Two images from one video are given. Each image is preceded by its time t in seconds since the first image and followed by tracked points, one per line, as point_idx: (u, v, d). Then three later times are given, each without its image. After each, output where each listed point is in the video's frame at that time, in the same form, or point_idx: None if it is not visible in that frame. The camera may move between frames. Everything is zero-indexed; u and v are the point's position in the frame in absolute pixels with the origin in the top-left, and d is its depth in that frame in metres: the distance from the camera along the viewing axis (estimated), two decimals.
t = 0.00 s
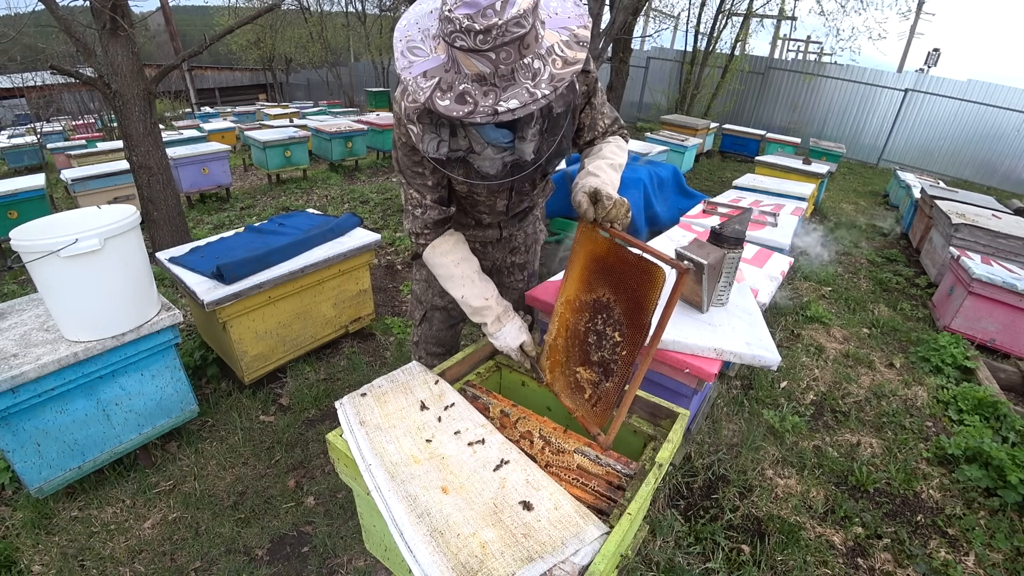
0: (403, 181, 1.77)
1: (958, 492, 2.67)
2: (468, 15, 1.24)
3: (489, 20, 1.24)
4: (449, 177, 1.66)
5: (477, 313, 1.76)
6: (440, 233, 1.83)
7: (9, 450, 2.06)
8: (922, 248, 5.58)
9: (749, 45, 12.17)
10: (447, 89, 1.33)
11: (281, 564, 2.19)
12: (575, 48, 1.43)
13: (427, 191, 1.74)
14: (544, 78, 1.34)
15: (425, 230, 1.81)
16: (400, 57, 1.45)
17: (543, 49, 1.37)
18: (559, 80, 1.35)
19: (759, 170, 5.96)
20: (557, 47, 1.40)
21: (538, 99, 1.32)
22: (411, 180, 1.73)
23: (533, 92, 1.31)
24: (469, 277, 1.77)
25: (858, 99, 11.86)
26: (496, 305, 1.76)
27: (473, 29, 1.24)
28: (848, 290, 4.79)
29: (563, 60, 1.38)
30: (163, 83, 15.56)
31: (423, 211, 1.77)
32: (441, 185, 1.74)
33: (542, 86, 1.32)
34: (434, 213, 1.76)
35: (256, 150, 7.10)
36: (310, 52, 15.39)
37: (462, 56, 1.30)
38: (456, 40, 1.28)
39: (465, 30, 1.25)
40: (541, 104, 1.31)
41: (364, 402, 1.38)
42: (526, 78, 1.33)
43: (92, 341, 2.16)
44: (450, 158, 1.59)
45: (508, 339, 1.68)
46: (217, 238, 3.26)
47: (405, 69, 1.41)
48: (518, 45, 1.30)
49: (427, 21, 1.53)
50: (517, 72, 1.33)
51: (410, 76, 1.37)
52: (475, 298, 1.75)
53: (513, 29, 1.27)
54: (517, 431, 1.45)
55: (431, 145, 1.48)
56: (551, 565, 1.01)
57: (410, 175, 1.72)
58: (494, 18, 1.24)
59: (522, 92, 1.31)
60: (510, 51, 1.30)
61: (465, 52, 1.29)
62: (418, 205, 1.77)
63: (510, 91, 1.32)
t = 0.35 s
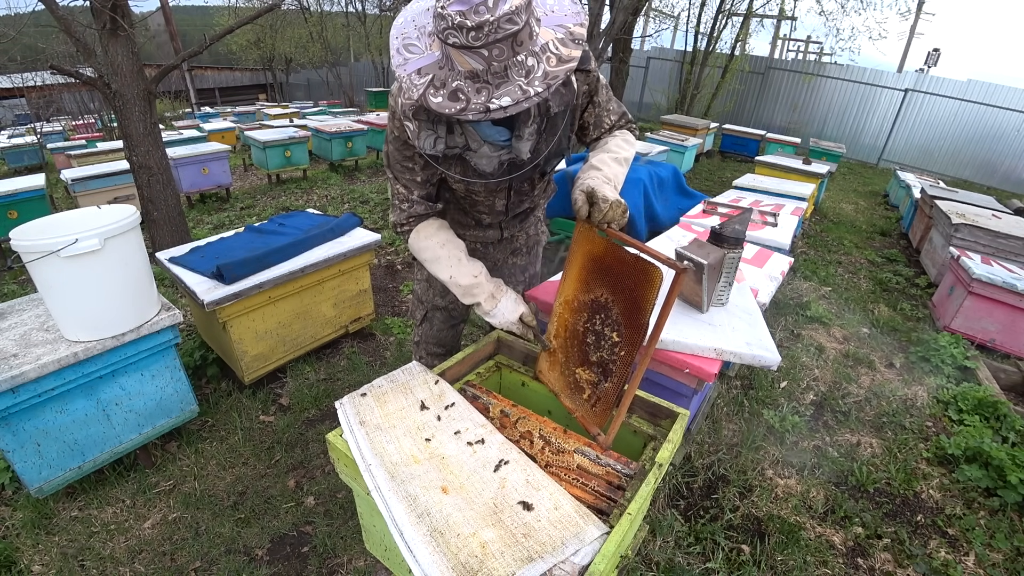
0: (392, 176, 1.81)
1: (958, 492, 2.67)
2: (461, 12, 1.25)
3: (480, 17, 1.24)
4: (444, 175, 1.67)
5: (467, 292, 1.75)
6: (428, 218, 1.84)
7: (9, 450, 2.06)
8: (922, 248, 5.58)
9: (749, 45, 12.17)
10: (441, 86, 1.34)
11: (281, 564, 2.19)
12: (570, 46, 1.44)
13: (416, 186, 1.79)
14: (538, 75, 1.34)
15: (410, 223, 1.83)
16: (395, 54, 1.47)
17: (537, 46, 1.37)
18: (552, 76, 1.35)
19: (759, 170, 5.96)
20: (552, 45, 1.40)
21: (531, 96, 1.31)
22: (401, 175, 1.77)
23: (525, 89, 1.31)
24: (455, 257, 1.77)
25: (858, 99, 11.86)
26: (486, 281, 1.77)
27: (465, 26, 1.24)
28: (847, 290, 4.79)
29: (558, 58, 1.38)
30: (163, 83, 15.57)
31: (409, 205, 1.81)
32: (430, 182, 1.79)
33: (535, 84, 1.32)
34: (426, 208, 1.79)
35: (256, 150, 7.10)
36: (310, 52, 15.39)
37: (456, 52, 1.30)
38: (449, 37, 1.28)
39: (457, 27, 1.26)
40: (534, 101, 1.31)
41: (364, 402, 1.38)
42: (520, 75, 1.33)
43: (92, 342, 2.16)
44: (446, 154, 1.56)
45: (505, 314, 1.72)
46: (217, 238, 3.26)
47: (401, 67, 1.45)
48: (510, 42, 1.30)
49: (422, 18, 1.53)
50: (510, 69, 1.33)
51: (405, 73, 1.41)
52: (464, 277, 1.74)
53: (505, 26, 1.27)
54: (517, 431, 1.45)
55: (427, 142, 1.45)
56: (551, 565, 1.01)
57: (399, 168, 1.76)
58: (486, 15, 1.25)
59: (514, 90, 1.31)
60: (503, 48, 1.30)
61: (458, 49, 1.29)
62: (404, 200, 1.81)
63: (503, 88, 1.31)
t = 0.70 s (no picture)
0: (385, 169, 1.80)
1: (958, 491, 2.67)
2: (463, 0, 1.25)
3: (483, 6, 1.25)
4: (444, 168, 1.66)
5: (451, 283, 1.80)
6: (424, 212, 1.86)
7: (9, 450, 2.06)
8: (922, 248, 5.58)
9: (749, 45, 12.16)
10: (442, 76, 1.34)
11: (281, 564, 2.19)
12: (572, 39, 1.43)
13: (409, 181, 1.80)
14: (540, 67, 1.34)
15: (399, 212, 1.84)
16: (397, 45, 1.45)
17: (539, 39, 1.37)
18: (554, 68, 1.35)
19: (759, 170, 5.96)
20: (554, 37, 1.40)
21: (532, 88, 1.31)
22: (394, 169, 1.77)
23: (527, 80, 1.31)
24: (441, 247, 1.81)
25: (858, 99, 11.86)
26: (470, 272, 1.82)
27: (467, 14, 1.25)
28: (847, 290, 4.79)
29: (560, 50, 1.38)
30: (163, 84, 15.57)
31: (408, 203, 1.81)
32: (423, 178, 1.80)
33: (536, 75, 1.32)
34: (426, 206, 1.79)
35: (256, 150, 7.10)
36: (310, 52, 15.38)
37: (457, 42, 1.30)
38: (451, 26, 1.28)
39: (459, 16, 1.26)
40: (535, 92, 1.31)
41: (364, 402, 1.38)
42: (521, 66, 1.33)
43: (92, 342, 2.16)
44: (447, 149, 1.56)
45: (487, 304, 1.80)
46: (217, 238, 3.26)
47: (402, 57, 1.42)
48: (513, 32, 1.30)
49: (426, 11, 1.52)
50: (512, 60, 1.33)
51: (407, 63, 1.39)
52: (448, 267, 1.78)
53: (507, 16, 1.27)
54: (517, 431, 1.45)
55: (428, 136, 1.44)
56: (551, 565, 1.01)
57: (394, 163, 1.75)
58: (488, 4, 1.25)
59: (516, 80, 1.31)
60: (505, 38, 1.30)
61: (460, 38, 1.29)
62: (396, 193, 1.83)
63: (505, 78, 1.31)
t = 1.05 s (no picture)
0: (389, 158, 1.83)
1: (958, 491, 2.67)
2: None
3: None
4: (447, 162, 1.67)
5: (441, 275, 1.77)
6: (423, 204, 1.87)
7: (9, 450, 2.06)
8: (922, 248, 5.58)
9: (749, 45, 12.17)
10: (445, 62, 1.34)
11: (281, 564, 2.19)
12: (577, 32, 1.43)
13: (410, 171, 1.82)
14: (543, 57, 1.33)
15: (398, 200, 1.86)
16: (405, 32, 1.45)
17: (544, 30, 1.37)
18: (558, 58, 1.35)
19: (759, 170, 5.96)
20: (559, 30, 1.40)
21: (534, 76, 1.30)
22: (397, 157, 1.78)
23: (529, 68, 1.30)
24: (436, 240, 1.81)
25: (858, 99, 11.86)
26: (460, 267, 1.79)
27: None
28: (848, 290, 4.79)
29: (564, 42, 1.38)
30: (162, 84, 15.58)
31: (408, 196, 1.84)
32: (425, 170, 1.83)
33: (539, 64, 1.31)
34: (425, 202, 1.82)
35: (257, 150, 7.10)
36: (310, 51, 15.39)
37: (463, 29, 1.31)
38: (457, 12, 1.29)
39: (465, 2, 1.28)
40: (537, 81, 1.30)
41: (364, 402, 1.38)
42: (525, 55, 1.32)
43: (92, 341, 2.16)
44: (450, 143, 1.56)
45: (471, 299, 1.71)
46: (217, 238, 3.26)
47: (409, 44, 1.43)
48: (517, 20, 1.31)
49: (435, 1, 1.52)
50: (515, 48, 1.33)
51: (412, 50, 1.41)
52: (440, 259, 1.77)
53: (512, 3, 1.28)
54: (517, 431, 1.45)
55: (431, 126, 1.45)
56: (551, 565, 1.01)
57: (396, 154, 1.77)
58: None
59: (518, 68, 1.30)
60: (509, 25, 1.30)
61: (465, 24, 1.30)
62: (397, 181, 1.85)
63: (507, 66, 1.31)
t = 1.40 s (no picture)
0: (378, 124, 1.83)
1: (958, 491, 2.67)
2: None
3: None
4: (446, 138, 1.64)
5: (421, 229, 1.72)
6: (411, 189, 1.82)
7: (9, 450, 2.06)
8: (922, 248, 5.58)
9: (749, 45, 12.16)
10: (456, 19, 1.29)
11: (281, 564, 2.19)
12: None
13: (398, 141, 1.82)
14: (554, 18, 1.30)
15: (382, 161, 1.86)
16: None
17: None
18: (569, 23, 1.31)
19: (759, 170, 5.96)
20: None
21: (545, 35, 1.27)
22: (387, 125, 1.79)
23: (541, 27, 1.27)
24: (417, 195, 1.77)
25: (858, 99, 11.86)
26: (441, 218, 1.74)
27: None
28: (848, 290, 4.79)
29: (574, 6, 1.34)
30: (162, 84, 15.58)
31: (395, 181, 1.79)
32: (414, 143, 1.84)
33: (550, 24, 1.29)
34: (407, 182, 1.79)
35: (257, 150, 7.10)
36: (310, 52, 15.41)
37: None
38: None
39: None
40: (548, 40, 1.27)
41: (364, 402, 1.38)
42: (535, 16, 1.30)
43: (92, 342, 2.16)
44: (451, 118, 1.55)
45: (448, 246, 1.63)
46: (217, 238, 3.26)
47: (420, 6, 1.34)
48: None
49: None
50: (526, 8, 1.30)
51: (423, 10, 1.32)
52: (420, 212, 1.73)
53: None
54: (517, 431, 1.45)
55: (436, 97, 1.42)
56: (551, 565, 1.01)
57: (389, 120, 1.79)
58: None
59: (529, 26, 1.27)
60: None
61: None
62: (384, 146, 1.85)
63: (518, 24, 1.28)
